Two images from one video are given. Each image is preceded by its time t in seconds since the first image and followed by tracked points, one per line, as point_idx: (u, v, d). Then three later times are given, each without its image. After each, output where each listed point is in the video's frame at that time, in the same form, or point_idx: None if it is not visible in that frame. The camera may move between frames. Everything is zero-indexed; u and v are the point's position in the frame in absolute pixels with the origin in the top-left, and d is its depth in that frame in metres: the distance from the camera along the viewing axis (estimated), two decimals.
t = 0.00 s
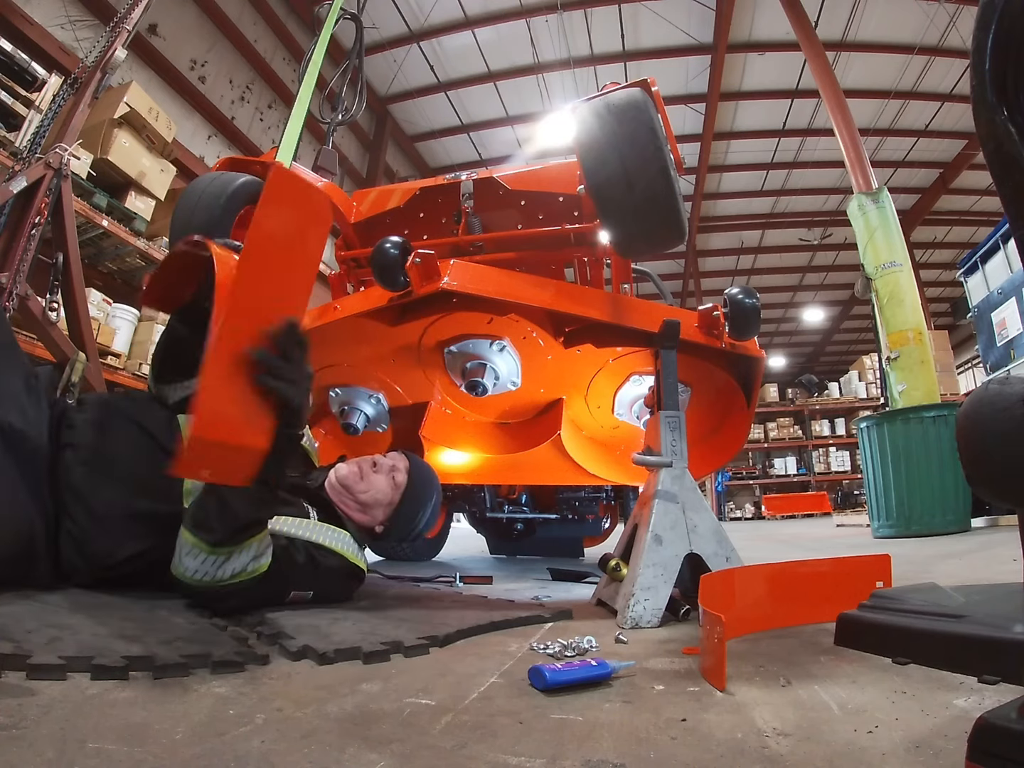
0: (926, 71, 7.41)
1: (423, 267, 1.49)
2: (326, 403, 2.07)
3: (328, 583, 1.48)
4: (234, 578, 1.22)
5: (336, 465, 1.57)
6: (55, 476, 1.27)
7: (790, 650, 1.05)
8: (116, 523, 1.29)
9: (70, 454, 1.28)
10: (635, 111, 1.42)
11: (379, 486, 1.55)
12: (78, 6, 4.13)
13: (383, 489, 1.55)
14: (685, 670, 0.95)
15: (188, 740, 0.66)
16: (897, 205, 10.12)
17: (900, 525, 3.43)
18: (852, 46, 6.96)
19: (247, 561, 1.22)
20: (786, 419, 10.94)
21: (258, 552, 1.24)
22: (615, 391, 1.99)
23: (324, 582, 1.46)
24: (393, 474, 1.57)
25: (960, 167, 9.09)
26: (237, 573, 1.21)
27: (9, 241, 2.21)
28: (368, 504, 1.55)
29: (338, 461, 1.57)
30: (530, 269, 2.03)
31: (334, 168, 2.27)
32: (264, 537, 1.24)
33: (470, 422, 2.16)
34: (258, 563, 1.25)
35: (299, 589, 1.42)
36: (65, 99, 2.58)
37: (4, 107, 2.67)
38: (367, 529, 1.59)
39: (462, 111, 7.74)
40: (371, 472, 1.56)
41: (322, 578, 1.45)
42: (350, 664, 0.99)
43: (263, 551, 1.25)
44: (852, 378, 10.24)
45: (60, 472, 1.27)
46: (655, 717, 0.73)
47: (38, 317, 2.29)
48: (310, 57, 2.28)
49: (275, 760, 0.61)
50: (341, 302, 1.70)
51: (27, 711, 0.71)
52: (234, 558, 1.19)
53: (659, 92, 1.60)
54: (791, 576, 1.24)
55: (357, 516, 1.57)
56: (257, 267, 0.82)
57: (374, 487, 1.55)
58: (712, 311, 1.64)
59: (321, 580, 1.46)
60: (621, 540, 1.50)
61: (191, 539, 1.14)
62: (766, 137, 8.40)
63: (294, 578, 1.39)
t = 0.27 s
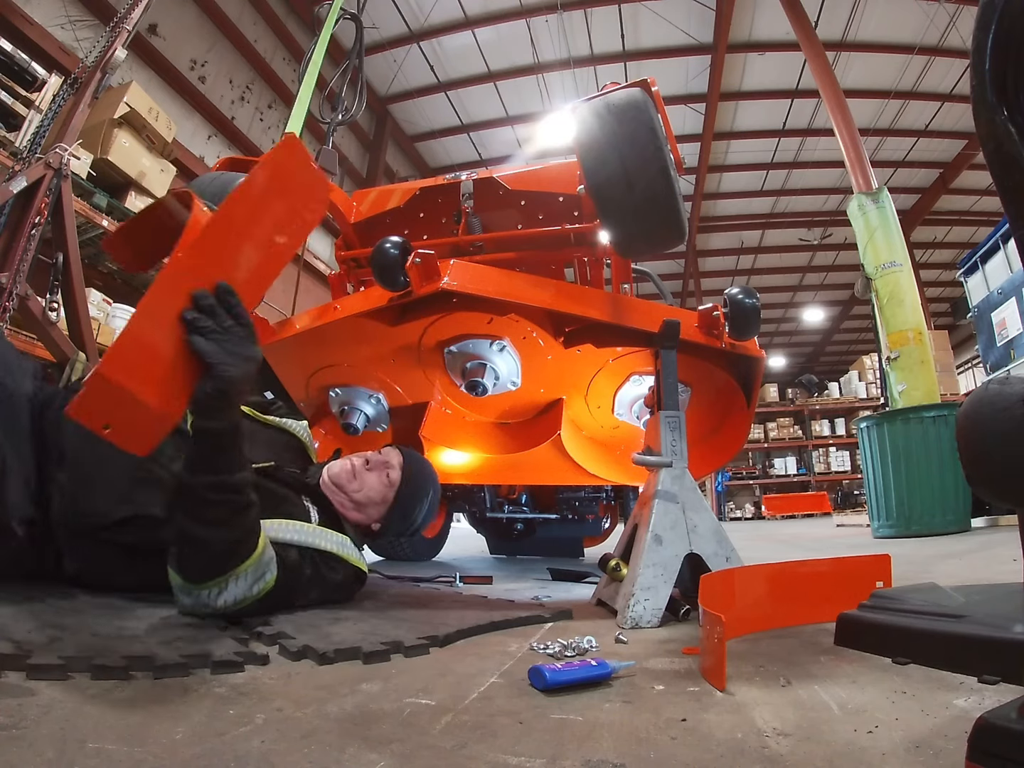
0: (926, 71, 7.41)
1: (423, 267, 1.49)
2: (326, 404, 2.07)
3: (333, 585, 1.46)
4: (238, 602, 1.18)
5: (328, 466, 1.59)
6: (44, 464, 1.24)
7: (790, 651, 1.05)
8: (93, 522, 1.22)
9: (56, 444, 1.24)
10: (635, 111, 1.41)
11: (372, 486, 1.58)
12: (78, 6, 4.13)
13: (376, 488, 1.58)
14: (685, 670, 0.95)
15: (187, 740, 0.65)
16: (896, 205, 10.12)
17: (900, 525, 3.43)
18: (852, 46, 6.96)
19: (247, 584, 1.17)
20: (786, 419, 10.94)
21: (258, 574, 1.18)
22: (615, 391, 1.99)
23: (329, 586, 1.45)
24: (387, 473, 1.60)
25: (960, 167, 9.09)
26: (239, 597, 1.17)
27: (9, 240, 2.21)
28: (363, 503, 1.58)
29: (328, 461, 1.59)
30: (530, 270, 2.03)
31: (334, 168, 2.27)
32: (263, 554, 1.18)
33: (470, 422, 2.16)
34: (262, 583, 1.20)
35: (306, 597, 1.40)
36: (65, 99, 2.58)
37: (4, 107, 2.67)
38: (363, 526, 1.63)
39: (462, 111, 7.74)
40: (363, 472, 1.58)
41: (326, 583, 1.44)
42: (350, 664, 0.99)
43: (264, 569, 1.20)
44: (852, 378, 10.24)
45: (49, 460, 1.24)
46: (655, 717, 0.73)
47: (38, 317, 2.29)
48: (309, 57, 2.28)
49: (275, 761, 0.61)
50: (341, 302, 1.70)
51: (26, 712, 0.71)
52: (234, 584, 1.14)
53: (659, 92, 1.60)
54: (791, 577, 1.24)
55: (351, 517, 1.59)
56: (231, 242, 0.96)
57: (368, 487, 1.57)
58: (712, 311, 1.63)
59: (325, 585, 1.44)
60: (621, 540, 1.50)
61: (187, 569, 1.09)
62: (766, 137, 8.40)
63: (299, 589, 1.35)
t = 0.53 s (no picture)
0: (926, 71, 7.41)
1: (423, 266, 1.49)
2: (326, 404, 2.06)
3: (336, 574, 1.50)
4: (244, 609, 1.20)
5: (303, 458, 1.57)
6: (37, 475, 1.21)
7: (790, 650, 1.05)
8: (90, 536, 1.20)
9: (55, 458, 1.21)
10: (635, 111, 1.41)
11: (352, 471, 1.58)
12: (78, 6, 4.13)
13: (356, 473, 1.59)
14: (685, 671, 0.95)
15: (187, 741, 0.65)
16: (897, 205, 10.13)
17: (900, 525, 3.43)
18: (852, 46, 6.96)
19: (249, 592, 1.18)
20: (786, 419, 10.94)
21: (258, 580, 1.20)
22: (615, 391, 1.99)
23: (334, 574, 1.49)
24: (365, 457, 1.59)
25: (960, 167, 9.09)
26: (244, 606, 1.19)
27: (9, 240, 2.21)
28: (343, 488, 1.59)
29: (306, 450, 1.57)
30: (530, 269, 2.02)
31: (334, 168, 2.27)
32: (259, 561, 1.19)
33: (470, 422, 2.16)
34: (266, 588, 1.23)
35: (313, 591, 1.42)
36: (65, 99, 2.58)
37: (4, 107, 2.66)
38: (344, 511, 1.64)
39: (462, 111, 7.74)
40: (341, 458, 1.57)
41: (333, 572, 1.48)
42: (350, 665, 0.99)
43: (262, 574, 1.21)
44: (852, 378, 10.23)
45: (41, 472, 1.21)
46: (655, 717, 0.73)
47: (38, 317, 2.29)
48: (309, 57, 2.28)
49: (275, 761, 0.61)
50: (341, 302, 1.69)
51: (26, 712, 0.71)
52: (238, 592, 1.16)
53: (659, 92, 1.60)
54: (791, 577, 1.24)
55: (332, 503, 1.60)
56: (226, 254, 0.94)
57: (348, 471, 1.58)
58: (712, 311, 1.63)
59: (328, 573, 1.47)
60: (621, 540, 1.50)
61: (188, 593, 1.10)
62: (766, 137, 8.40)
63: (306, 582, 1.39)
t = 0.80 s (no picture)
0: (926, 70, 7.40)
1: (423, 266, 1.49)
2: (325, 404, 2.05)
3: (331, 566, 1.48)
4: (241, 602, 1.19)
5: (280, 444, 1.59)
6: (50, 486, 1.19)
7: (790, 650, 1.05)
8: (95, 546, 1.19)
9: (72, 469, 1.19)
10: (635, 111, 1.42)
11: (329, 448, 1.59)
12: (78, 6, 4.13)
13: (334, 449, 1.59)
14: (686, 671, 0.95)
15: (188, 741, 0.65)
16: (897, 205, 10.12)
17: (900, 525, 3.43)
18: (852, 45, 6.95)
19: (249, 584, 1.18)
20: (786, 419, 10.93)
21: (258, 573, 1.19)
22: (615, 391, 1.99)
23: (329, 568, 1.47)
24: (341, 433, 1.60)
25: (960, 167, 9.09)
26: (241, 599, 1.18)
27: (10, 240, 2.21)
28: (324, 466, 1.60)
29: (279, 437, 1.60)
30: (530, 269, 2.02)
31: (334, 168, 2.27)
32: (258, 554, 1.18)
33: (470, 422, 2.16)
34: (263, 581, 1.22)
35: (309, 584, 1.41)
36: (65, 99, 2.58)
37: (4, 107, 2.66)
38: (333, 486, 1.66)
39: (462, 111, 7.74)
40: (316, 438, 1.58)
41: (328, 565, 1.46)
42: (350, 665, 0.99)
43: (261, 567, 1.20)
44: (852, 378, 10.23)
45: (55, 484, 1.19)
46: (655, 718, 0.73)
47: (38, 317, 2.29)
48: (309, 57, 2.28)
49: (275, 760, 0.61)
50: (341, 301, 1.69)
51: (27, 712, 0.71)
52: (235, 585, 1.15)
53: (659, 92, 1.60)
54: (791, 577, 1.24)
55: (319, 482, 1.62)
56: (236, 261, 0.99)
57: (325, 450, 1.58)
58: (712, 311, 1.63)
59: (324, 564, 1.45)
60: (621, 540, 1.50)
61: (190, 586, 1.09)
62: (766, 137, 8.40)
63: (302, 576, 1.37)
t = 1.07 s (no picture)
0: (926, 71, 7.41)
1: (423, 266, 1.48)
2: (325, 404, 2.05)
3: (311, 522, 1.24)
4: (176, 525, 1.00)
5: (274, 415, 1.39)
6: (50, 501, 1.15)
7: (790, 650, 1.05)
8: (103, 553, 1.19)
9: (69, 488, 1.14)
10: (635, 111, 1.42)
11: (317, 414, 1.34)
12: (78, 6, 4.13)
13: (323, 415, 1.34)
14: (685, 670, 0.95)
15: (188, 741, 0.65)
16: (896, 205, 10.13)
17: (900, 525, 3.43)
18: (852, 46, 6.96)
19: (186, 503, 0.98)
20: (786, 419, 10.93)
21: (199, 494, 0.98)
22: (615, 391, 1.99)
23: (307, 522, 1.23)
24: (330, 395, 1.34)
25: (960, 167, 9.09)
26: (176, 519, 0.99)
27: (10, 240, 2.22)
28: (319, 435, 1.36)
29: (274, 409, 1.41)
30: (530, 269, 2.02)
31: (334, 168, 2.27)
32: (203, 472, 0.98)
33: (470, 422, 2.16)
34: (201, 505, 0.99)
35: (277, 532, 1.17)
36: (65, 99, 2.58)
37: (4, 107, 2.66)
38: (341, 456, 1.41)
39: (462, 111, 7.74)
40: (302, 402, 1.34)
41: (304, 516, 1.22)
42: (351, 664, 1.00)
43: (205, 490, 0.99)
44: (852, 378, 10.23)
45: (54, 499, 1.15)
46: (655, 717, 0.73)
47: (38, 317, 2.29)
48: (309, 57, 2.28)
49: (275, 761, 0.61)
50: (341, 302, 1.69)
51: (26, 712, 0.71)
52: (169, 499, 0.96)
53: (659, 92, 1.60)
54: (790, 576, 1.24)
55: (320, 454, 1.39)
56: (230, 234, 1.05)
57: (313, 416, 1.34)
58: (712, 311, 1.63)
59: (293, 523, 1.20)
60: (621, 540, 1.50)
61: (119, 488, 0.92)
62: (766, 137, 8.40)
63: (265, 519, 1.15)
